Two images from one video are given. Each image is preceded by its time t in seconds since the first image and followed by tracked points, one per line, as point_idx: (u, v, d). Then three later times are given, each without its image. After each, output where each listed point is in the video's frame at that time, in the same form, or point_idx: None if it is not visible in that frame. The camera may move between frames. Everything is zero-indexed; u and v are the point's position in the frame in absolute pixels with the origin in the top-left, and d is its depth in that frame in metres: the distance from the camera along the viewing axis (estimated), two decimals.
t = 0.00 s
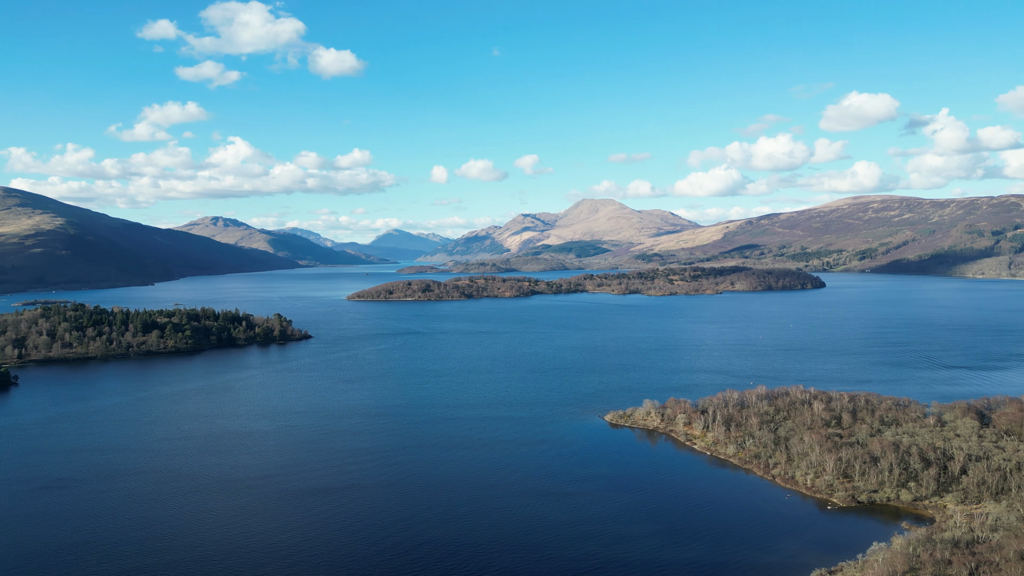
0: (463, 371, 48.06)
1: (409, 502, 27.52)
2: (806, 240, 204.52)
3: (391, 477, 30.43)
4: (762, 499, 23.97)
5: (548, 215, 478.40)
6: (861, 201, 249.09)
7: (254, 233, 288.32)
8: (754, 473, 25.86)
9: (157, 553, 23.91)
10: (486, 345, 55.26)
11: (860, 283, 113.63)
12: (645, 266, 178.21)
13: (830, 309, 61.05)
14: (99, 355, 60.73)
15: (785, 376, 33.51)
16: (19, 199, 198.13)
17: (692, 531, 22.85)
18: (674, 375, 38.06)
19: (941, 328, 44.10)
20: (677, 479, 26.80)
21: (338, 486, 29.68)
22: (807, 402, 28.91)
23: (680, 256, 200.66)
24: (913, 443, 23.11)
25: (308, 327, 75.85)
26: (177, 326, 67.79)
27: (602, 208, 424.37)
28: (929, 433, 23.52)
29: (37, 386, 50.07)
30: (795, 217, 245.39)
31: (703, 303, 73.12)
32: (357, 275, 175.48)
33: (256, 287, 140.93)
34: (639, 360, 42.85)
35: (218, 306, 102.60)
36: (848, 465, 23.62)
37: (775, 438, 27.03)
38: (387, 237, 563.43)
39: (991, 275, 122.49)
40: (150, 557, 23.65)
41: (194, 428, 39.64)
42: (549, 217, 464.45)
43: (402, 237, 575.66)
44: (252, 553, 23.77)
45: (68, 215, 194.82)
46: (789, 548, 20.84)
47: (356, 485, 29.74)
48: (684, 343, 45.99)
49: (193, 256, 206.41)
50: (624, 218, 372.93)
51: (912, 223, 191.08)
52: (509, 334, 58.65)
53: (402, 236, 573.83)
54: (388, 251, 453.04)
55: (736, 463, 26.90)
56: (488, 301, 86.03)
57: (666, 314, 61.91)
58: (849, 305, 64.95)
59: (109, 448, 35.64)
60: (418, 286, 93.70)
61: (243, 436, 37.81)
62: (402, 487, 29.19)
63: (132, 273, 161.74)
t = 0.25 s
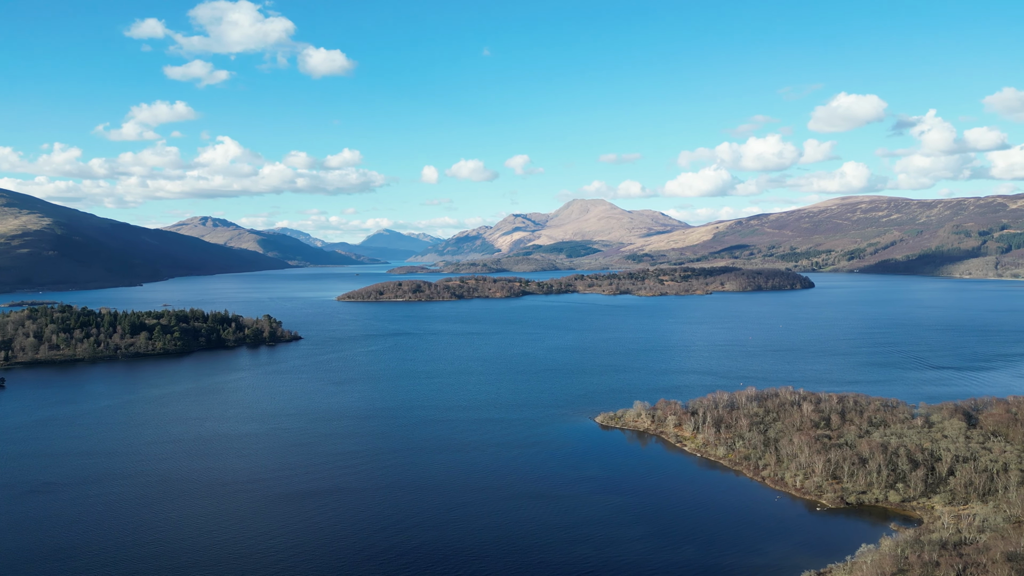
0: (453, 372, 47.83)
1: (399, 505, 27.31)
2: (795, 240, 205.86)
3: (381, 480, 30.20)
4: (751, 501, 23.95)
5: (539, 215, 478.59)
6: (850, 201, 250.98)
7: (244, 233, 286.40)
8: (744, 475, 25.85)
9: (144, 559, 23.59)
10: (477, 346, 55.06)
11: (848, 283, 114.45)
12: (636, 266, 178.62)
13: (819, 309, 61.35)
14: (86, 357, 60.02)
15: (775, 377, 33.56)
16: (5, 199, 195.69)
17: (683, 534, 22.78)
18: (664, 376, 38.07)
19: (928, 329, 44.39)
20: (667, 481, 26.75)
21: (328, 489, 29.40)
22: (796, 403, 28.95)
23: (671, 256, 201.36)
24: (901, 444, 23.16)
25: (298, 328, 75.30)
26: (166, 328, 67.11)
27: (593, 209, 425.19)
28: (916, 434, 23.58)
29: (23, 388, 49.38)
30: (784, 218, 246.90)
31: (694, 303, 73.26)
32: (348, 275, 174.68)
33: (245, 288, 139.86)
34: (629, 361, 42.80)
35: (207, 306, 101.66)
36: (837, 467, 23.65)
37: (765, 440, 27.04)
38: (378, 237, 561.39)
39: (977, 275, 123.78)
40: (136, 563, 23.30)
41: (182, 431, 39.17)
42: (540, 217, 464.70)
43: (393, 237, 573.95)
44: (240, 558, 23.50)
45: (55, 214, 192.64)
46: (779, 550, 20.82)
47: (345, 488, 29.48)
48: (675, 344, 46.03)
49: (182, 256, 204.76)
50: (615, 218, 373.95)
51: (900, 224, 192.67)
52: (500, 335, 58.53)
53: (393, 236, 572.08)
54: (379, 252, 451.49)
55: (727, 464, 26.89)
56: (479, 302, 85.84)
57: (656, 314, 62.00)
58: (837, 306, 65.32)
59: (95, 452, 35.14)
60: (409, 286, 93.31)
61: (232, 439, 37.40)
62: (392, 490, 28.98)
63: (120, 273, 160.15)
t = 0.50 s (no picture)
0: (445, 374, 47.65)
1: (391, 508, 27.19)
2: (786, 240, 206.91)
3: (373, 482, 30.05)
4: (742, 503, 23.94)
5: (531, 216, 478.50)
6: (840, 202, 252.52)
7: (235, 233, 284.67)
8: (735, 476, 25.86)
9: (132, 564, 23.35)
10: (469, 348, 54.91)
11: (838, 283, 115.03)
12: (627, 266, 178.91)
13: (809, 310, 61.59)
14: (76, 359, 59.34)
15: (765, 378, 33.61)
16: None
17: (674, 536, 22.71)
18: (655, 377, 38.06)
19: (917, 329, 44.60)
20: (659, 482, 26.71)
21: (319, 492, 29.22)
22: (787, 405, 28.98)
23: (662, 257, 201.96)
24: (891, 445, 23.20)
25: (289, 330, 74.82)
26: (156, 329, 66.47)
27: (585, 209, 425.65)
28: (906, 435, 23.63)
29: (10, 391, 48.78)
30: (775, 218, 248.16)
31: (685, 303, 73.39)
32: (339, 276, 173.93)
33: (236, 288, 138.88)
34: (620, 362, 42.77)
35: (197, 307, 100.80)
36: (827, 468, 23.67)
37: (756, 441, 27.05)
38: (369, 237, 559.17)
39: (966, 275, 124.84)
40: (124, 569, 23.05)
41: (172, 434, 38.83)
42: (532, 218, 464.65)
43: (384, 237, 572.05)
44: (230, 562, 23.32)
45: (43, 215, 190.67)
46: (769, 552, 20.82)
47: (337, 490, 29.31)
48: (665, 344, 46.10)
49: (172, 256, 203.19)
50: (606, 218, 374.51)
51: (890, 224, 194.00)
52: (492, 336, 58.41)
53: (385, 236, 570.67)
54: (370, 252, 450.39)
55: (718, 466, 26.87)
56: (471, 303, 85.62)
57: (647, 315, 62.08)
58: (827, 306, 65.65)
59: (83, 455, 34.72)
60: (400, 287, 92.97)
61: (223, 442, 37.09)
62: (384, 492, 28.84)
63: (109, 274, 158.64)
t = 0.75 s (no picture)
0: (437, 375, 47.45)
1: (382, 510, 27.02)
2: (776, 240, 207.99)
3: (364, 485, 29.85)
4: (734, 504, 23.93)
5: (523, 215, 478.39)
6: (830, 203, 253.92)
7: (225, 233, 282.73)
8: (726, 478, 25.86)
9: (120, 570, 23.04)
10: (460, 349, 54.70)
11: (828, 284, 115.66)
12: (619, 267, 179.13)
13: (799, 310, 61.81)
14: (64, 361, 58.70)
15: (756, 379, 33.63)
16: None
17: (666, 538, 22.68)
18: (647, 378, 38.04)
19: (906, 330, 44.80)
20: (651, 484, 26.65)
21: (310, 495, 28.98)
22: (778, 406, 29.00)
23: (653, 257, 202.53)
24: (881, 446, 23.23)
25: (280, 331, 74.32)
26: (145, 330, 65.84)
27: (576, 210, 425.98)
28: (896, 436, 23.67)
29: None
30: (766, 219, 249.26)
31: (677, 304, 73.47)
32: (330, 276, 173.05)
33: (226, 289, 137.96)
34: (612, 363, 42.70)
35: (186, 308, 99.90)
36: (818, 469, 23.69)
37: (747, 442, 27.07)
38: (361, 237, 557.15)
39: (954, 276, 125.82)
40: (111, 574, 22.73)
41: (161, 436, 38.43)
42: (524, 218, 464.61)
43: (376, 237, 570.24)
44: (219, 567, 23.06)
45: (31, 214, 188.56)
46: (760, 553, 20.82)
47: (327, 493, 29.09)
48: (657, 345, 46.12)
49: (162, 257, 201.57)
50: (598, 219, 374.97)
51: (880, 225, 195.21)
52: (484, 337, 58.25)
53: (377, 236, 568.92)
54: (362, 253, 448.84)
55: (709, 467, 26.86)
56: (463, 303, 85.42)
57: (638, 316, 62.10)
58: (817, 306, 65.90)
59: (71, 459, 34.26)
60: (392, 287, 92.60)
61: (213, 444, 36.74)
62: (374, 495, 28.65)
63: (98, 275, 157.13)
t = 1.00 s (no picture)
0: (428, 377, 47.22)
1: (372, 513, 26.76)
2: (766, 241, 209.14)
3: (353, 488, 29.53)
4: (724, 506, 23.92)
5: (515, 215, 478.06)
6: (819, 203, 255.42)
7: (215, 232, 280.75)
8: (717, 480, 25.85)
9: None
10: (451, 350, 54.46)
11: (817, 284, 116.36)
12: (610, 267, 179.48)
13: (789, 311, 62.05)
14: (52, 363, 58.00)
15: (746, 380, 33.68)
16: None
17: (658, 540, 22.62)
18: (638, 379, 38.02)
19: (894, 330, 45.08)
20: (643, 486, 26.59)
21: (300, 498, 28.66)
22: (768, 407, 29.03)
23: (644, 257, 203.17)
24: (870, 448, 23.27)
25: (270, 332, 73.75)
26: (134, 332, 65.17)
27: (568, 210, 426.13)
28: (885, 437, 23.72)
29: None
30: (756, 219, 250.58)
31: (668, 305, 73.55)
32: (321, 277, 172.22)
33: (216, 290, 136.96)
34: (603, 364, 42.64)
35: (175, 309, 98.94)
36: (808, 471, 23.69)
37: (737, 444, 27.06)
38: (352, 237, 554.69)
39: (942, 276, 126.82)
40: None
41: (149, 439, 37.96)
42: (515, 219, 464.64)
43: (367, 237, 568.19)
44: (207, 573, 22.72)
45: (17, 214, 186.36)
46: (751, 555, 20.79)
47: (317, 496, 28.81)
48: (648, 346, 46.14)
49: (150, 257, 199.86)
50: (589, 219, 375.72)
51: (868, 225, 196.75)
52: (475, 338, 58.10)
53: (368, 236, 567.09)
54: (353, 253, 447.17)
55: (700, 469, 26.84)
56: (454, 304, 85.23)
57: (629, 316, 62.16)
58: (807, 307, 66.17)
59: (57, 462, 33.74)
60: (383, 288, 92.20)
61: (202, 448, 36.31)
62: (364, 498, 28.39)
63: (86, 275, 155.58)
